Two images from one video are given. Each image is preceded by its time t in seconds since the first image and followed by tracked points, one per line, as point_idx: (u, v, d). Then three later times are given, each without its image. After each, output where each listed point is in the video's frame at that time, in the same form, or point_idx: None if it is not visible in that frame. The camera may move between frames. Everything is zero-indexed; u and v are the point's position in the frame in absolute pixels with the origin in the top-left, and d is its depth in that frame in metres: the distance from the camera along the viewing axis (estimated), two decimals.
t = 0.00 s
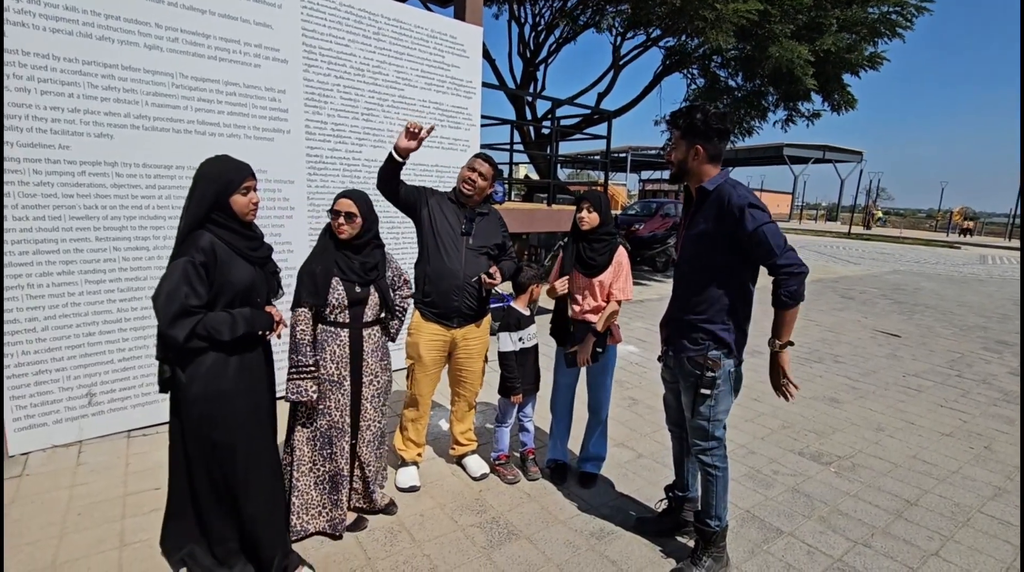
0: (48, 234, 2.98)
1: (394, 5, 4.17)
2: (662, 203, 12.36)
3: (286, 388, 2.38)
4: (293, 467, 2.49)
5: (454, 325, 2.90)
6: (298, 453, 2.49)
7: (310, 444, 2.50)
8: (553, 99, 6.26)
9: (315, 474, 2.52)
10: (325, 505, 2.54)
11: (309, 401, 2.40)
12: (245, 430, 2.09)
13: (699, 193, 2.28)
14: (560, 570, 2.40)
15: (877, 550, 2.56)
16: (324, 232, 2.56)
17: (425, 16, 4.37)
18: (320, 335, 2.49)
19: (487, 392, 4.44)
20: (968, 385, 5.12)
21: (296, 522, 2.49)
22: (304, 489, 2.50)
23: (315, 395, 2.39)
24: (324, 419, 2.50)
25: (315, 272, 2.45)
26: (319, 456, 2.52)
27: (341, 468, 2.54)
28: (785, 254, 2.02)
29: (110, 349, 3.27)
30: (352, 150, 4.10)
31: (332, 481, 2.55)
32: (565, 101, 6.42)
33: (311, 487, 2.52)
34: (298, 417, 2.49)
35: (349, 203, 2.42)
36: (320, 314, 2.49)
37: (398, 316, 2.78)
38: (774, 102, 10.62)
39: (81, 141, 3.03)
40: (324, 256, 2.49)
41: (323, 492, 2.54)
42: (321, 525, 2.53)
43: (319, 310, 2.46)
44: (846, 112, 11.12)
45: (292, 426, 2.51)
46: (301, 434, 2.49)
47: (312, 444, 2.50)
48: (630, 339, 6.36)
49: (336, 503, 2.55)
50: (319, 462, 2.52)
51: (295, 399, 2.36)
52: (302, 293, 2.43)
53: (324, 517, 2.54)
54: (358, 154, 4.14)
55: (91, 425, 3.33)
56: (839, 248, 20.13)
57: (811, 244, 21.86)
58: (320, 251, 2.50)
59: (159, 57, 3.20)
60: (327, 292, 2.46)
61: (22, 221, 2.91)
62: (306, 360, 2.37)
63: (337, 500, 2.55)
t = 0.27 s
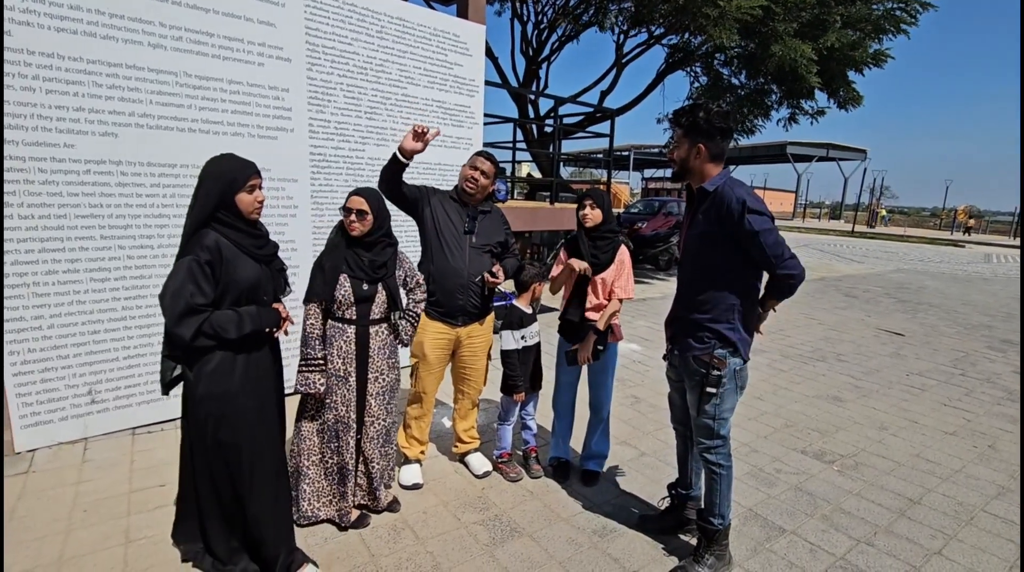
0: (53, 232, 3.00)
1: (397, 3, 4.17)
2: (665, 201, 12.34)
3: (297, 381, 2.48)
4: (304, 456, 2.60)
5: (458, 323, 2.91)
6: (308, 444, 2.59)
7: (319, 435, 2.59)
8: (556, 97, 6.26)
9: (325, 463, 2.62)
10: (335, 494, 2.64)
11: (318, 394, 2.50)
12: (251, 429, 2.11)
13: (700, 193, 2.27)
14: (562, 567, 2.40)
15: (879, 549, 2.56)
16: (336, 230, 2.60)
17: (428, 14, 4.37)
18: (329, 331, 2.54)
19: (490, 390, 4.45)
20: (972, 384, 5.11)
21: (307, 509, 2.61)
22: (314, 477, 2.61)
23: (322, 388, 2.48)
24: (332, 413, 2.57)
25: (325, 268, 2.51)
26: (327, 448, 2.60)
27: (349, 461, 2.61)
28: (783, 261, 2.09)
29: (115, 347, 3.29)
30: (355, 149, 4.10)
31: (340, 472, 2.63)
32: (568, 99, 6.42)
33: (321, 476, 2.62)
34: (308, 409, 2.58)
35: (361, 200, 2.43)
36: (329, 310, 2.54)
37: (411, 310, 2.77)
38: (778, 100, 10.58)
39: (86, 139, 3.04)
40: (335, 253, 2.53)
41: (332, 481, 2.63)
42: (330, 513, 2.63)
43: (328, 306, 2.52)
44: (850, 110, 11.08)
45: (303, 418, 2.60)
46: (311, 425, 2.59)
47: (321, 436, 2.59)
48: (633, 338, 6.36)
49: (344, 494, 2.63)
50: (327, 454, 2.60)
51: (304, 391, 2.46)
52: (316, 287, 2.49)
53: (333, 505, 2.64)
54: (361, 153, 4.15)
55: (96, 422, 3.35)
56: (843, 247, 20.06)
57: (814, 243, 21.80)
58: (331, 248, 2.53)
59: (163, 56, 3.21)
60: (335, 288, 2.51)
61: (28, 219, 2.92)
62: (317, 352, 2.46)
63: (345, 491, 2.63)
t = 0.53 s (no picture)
0: (57, 230, 3.01)
1: (399, 2, 4.18)
2: (667, 200, 12.33)
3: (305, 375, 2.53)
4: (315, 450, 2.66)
5: (460, 322, 2.91)
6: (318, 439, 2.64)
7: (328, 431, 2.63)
8: (558, 96, 6.26)
9: (333, 458, 2.65)
10: (343, 490, 2.66)
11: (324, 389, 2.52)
12: (251, 428, 2.11)
13: (703, 193, 2.27)
14: (564, 565, 2.41)
15: (881, 548, 2.57)
16: (344, 229, 2.62)
17: (430, 13, 4.38)
18: (335, 328, 2.56)
19: (492, 388, 4.46)
20: (974, 383, 5.11)
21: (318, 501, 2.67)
22: (324, 471, 2.66)
23: (328, 383, 2.51)
24: (339, 409, 2.59)
25: (332, 264, 2.55)
26: (335, 444, 2.62)
27: (355, 456, 2.62)
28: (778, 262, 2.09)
29: (119, 345, 3.30)
30: (357, 148, 4.11)
31: (348, 468, 2.65)
32: (570, 98, 6.41)
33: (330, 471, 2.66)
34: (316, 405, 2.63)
35: (370, 199, 2.45)
36: (335, 308, 2.55)
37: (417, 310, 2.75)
38: (780, 99, 10.55)
39: (90, 138, 3.05)
40: (343, 251, 2.57)
41: (340, 477, 2.65)
42: (339, 508, 2.65)
43: (335, 304, 2.54)
44: (852, 108, 11.05)
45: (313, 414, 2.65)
46: (320, 421, 2.63)
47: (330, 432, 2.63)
48: (634, 336, 6.36)
49: (351, 489, 2.64)
50: (335, 449, 2.63)
51: (311, 385, 2.50)
52: (326, 284, 2.53)
53: (342, 501, 2.65)
54: (364, 151, 4.15)
55: (99, 420, 3.36)
56: (845, 245, 20.02)
57: (816, 241, 21.76)
58: (340, 246, 2.57)
59: (166, 55, 3.22)
60: (342, 286, 2.52)
61: (32, 218, 2.93)
62: (324, 347, 2.52)
63: (352, 487, 2.64)
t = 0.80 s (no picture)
0: (59, 228, 3.02)
1: None
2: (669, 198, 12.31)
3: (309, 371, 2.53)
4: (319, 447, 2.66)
5: (462, 320, 2.91)
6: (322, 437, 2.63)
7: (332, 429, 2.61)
8: (560, 94, 6.25)
9: (337, 456, 2.62)
10: (347, 488, 2.64)
11: (329, 385, 2.53)
12: (250, 425, 2.12)
13: (704, 192, 2.27)
14: (565, 562, 2.42)
15: (882, 546, 2.57)
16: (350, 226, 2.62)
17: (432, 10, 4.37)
18: (340, 325, 2.56)
19: (493, 386, 4.46)
20: (976, 381, 5.10)
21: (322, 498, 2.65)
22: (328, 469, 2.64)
23: (332, 379, 2.51)
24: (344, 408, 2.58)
25: (337, 262, 2.54)
26: (339, 442, 2.60)
27: (360, 453, 2.62)
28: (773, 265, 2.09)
29: (122, 343, 3.31)
30: (359, 145, 4.11)
31: (352, 466, 2.63)
32: (572, 96, 6.41)
33: (334, 470, 2.64)
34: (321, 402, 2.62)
35: (377, 198, 2.46)
36: (339, 306, 2.56)
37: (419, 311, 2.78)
38: (782, 97, 10.52)
39: (92, 136, 3.05)
40: (348, 248, 2.56)
41: (344, 475, 2.64)
42: (342, 506, 2.64)
43: (339, 302, 2.54)
44: (855, 106, 11.02)
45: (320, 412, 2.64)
46: (325, 419, 2.61)
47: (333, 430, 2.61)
48: (636, 334, 6.36)
49: (356, 486, 2.63)
50: (339, 447, 2.61)
51: (315, 381, 2.50)
52: (330, 281, 2.52)
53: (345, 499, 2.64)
54: (366, 149, 4.15)
55: (102, 417, 3.38)
56: (847, 244, 19.99)
57: (819, 239, 21.72)
58: (344, 243, 2.56)
59: (168, 52, 3.22)
60: (347, 284, 2.52)
61: (35, 215, 2.94)
62: (329, 344, 2.52)
63: (356, 484, 2.63)
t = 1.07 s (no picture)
0: (62, 226, 3.02)
1: None
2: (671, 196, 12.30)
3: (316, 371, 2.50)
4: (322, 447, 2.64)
5: (464, 318, 2.92)
6: (326, 436, 2.62)
7: (335, 429, 2.60)
8: (561, 92, 6.24)
9: (341, 455, 2.62)
10: (351, 486, 2.64)
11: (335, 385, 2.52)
12: (251, 422, 2.12)
13: (704, 190, 2.27)
14: (566, 560, 2.43)
15: (882, 544, 2.57)
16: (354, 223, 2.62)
17: (433, 8, 4.37)
18: (345, 323, 2.55)
19: (494, 384, 4.47)
20: (977, 380, 5.10)
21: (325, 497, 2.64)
22: (331, 468, 2.63)
23: (340, 378, 2.50)
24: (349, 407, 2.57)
25: (340, 260, 2.55)
26: (343, 440, 2.60)
27: (365, 451, 2.63)
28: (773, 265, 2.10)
29: (124, 341, 3.32)
30: (360, 144, 4.11)
31: (356, 464, 2.64)
32: (573, 94, 6.40)
33: (337, 468, 2.63)
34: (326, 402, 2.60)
35: (380, 196, 2.46)
36: (344, 305, 2.56)
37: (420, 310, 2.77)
38: (784, 95, 10.49)
39: (94, 134, 3.06)
40: (352, 246, 2.56)
41: (348, 473, 2.64)
42: (346, 504, 2.64)
43: (343, 299, 2.55)
44: (857, 104, 10.99)
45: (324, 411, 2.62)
46: (330, 418, 2.60)
47: (337, 429, 2.60)
48: (637, 333, 6.36)
49: (360, 484, 2.64)
50: (343, 446, 2.61)
51: (322, 381, 2.49)
52: (334, 280, 2.52)
53: (349, 496, 2.64)
54: (367, 147, 4.15)
55: (105, 414, 3.39)
56: (849, 242, 19.95)
57: (820, 238, 21.68)
58: (349, 241, 2.57)
59: (169, 51, 3.22)
60: (352, 283, 2.52)
61: (38, 213, 2.95)
62: (335, 343, 2.51)
63: (361, 481, 2.64)
